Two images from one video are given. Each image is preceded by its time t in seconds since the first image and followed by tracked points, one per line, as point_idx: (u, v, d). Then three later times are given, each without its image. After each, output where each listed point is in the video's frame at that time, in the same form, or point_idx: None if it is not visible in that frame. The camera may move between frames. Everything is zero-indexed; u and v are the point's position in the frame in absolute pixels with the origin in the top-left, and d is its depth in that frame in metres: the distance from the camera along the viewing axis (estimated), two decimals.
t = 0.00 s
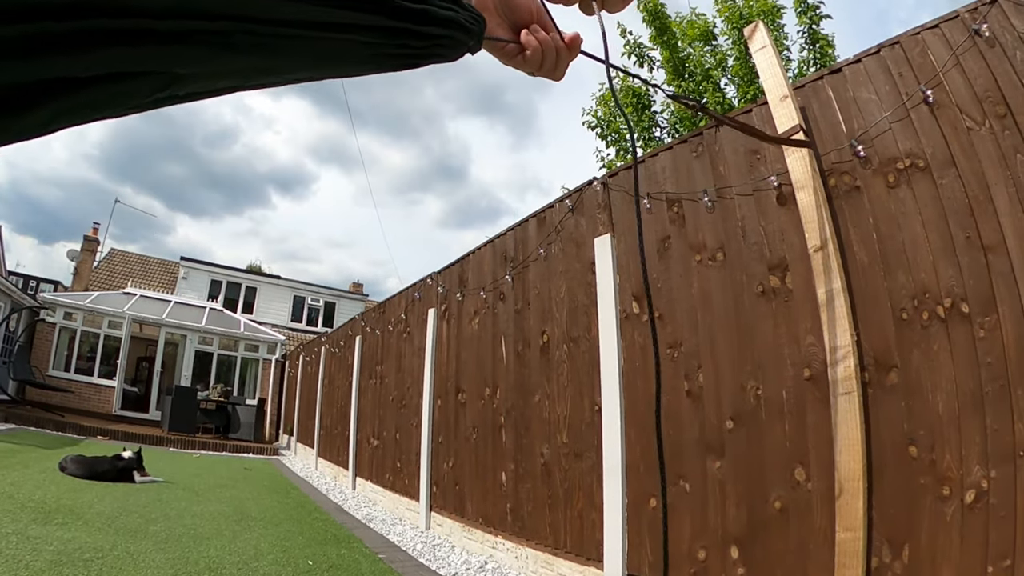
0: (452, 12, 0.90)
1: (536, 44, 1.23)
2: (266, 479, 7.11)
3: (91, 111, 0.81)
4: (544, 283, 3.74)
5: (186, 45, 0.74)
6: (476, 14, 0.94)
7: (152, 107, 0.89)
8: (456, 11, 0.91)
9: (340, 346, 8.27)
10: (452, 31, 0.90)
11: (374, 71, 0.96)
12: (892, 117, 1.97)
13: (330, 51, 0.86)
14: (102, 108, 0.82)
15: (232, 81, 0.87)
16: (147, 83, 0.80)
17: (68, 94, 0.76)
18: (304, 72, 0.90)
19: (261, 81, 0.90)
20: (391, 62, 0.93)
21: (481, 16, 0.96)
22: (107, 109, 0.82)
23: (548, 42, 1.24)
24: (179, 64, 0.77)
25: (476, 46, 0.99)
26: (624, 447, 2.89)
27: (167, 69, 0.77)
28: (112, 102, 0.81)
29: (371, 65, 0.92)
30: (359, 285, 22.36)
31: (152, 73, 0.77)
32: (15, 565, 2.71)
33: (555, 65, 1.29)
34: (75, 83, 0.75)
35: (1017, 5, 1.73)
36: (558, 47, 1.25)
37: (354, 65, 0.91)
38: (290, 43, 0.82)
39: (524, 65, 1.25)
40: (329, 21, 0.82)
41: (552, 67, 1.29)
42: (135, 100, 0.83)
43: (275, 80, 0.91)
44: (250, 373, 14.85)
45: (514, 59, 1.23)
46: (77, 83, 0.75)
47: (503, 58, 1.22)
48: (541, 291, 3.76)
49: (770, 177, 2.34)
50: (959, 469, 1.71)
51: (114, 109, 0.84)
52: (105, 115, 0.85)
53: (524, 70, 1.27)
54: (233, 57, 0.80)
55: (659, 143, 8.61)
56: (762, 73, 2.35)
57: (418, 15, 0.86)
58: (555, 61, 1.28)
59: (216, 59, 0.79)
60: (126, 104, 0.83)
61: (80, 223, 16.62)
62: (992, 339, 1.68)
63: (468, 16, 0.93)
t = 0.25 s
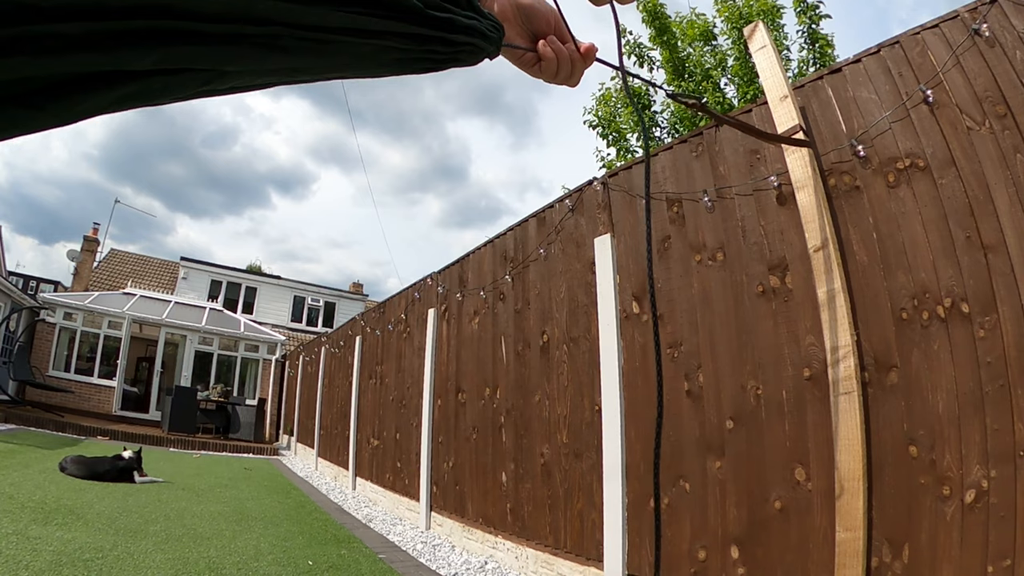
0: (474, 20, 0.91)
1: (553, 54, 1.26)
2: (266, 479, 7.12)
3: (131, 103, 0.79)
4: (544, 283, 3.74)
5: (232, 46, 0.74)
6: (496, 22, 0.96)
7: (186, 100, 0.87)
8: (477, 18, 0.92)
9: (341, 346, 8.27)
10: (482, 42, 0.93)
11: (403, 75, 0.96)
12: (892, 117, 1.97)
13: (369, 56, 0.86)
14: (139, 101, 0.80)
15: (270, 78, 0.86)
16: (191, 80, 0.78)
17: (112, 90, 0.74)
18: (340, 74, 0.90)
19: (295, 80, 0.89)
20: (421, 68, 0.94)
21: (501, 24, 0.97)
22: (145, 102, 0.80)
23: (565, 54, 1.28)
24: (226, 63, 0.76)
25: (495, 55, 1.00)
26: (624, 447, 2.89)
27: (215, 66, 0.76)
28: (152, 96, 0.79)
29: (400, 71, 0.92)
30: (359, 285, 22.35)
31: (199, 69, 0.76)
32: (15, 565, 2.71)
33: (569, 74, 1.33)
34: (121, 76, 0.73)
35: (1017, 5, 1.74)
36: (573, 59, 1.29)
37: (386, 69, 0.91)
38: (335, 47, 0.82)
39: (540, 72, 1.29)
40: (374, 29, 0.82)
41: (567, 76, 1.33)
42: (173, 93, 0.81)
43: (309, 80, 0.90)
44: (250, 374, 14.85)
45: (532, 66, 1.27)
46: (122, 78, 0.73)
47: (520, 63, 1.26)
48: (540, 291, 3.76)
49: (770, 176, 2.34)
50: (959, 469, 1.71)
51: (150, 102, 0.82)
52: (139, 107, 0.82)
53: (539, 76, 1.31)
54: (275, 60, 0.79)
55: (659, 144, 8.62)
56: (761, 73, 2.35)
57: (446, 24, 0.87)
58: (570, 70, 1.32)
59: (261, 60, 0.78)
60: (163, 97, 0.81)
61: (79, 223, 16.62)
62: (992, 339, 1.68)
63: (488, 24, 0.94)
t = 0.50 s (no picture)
0: (495, 30, 0.93)
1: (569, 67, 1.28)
2: (267, 479, 7.12)
3: (165, 101, 0.78)
4: (543, 283, 3.74)
5: (272, 46, 0.74)
6: (516, 33, 0.98)
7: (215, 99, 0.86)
8: (498, 29, 0.94)
9: (341, 346, 8.27)
10: (502, 49, 0.94)
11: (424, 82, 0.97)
12: (892, 117, 1.97)
13: (397, 64, 0.87)
14: (172, 99, 0.78)
15: (301, 80, 0.85)
16: (226, 79, 0.77)
17: (149, 88, 0.72)
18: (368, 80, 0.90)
19: (324, 83, 0.90)
20: (442, 77, 0.94)
21: (520, 35, 0.99)
22: (178, 100, 0.79)
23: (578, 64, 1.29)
24: (264, 63, 0.76)
25: (512, 66, 1.02)
26: (624, 447, 2.89)
27: (252, 66, 0.76)
28: (186, 94, 0.78)
29: (425, 78, 0.93)
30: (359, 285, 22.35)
31: (238, 68, 0.75)
32: (15, 565, 2.71)
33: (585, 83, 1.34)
34: (162, 74, 0.71)
35: (1016, 5, 1.74)
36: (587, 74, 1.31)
37: (409, 77, 0.91)
38: (366, 54, 0.82)
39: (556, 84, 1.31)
40: (404, 36, 0.82)
41: (584, 89, 1.35)
42: (206, 92, 0.80)
43: (337, 83, 0.91)
44: (251, 374, 14.85)
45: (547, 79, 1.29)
46: (162, 75, 0.72)
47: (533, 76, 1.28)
48: (540, 291, 3.76)
49: (770, 176, 2.34)
50: (958, 468, 1.71)
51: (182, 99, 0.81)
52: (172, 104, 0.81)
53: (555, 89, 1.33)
54: (311, 61, 0.79)
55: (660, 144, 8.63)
56: (761, 73, 2.35)
57: (470, 33, 0.89)
58: (587, 83, 1.33)
59: (298, 61, 0.78)
60: (194, 95, 0.80)
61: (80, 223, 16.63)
62: (992, 339, 1.68)
63: (509, 35, 0.96)
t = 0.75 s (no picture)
0: (475, 44, 0.92)
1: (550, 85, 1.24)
2: (266, 480, 7.12)
3: (150, 121, 0.83)
4: (544, 283, 3.74)
5: (242, 66, 0.77)
6: (497, 45, 0.96)
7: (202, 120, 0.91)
8: (478, 44, 0.93)
9: (340, 346, 8.27)
10: (482, 63, 0.93)
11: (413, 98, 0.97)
12: (892, 117, 1.97)
13: (378, 80, 0.88)
14: (157, 119, 0.84)
15: (282, 101, 0.89)
16: (204, 101, 0.81)
17: (133, 109, 0.77)
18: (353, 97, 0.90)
19: (304, 102, 0.90)
20: (425, 92, 0.94)
21: (501, 47, 0.98)
22: (163, 120, 0.84)
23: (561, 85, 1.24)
24: (237, 83, 0.79)
25: (495, 79, 0.99)
26: (624, 447, 2.89)
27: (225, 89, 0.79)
28: (168, 115, 0.83)
29: (405, 94, 0.92)
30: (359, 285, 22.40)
31: (212, 90, 0.79)
32: (15, 565, 2.72)
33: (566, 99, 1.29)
34: (141, 96, 0.76)
35: (1016, 5, 1.74)
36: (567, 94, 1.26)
37: (392, 93, 0.91)
38: (345, 71, 0.83)
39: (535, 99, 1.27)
40: (384, 52, 0.83)
41: (565, 105, 1.29)
42: (188, 114, 0.85)
43: (318, 102, 0.91)
44: (250, 374, 14.86)
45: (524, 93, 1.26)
46: (141, 97, 0.76)
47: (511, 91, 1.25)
48: (540, 291, 3.76)
49: (770, 176, 2.34)
50: (959, 468, 1.71)
51: (169, 120, 0.86)
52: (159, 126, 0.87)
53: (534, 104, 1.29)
54: (287, 82, 0.81)
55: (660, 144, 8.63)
56: (761, 73, 2.35)
57: (450, 47, 0.89)
58: (568, 100, 1.28)
59: (274, 83, 0.80)
60: (180, 116, 0.85)
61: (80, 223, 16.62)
62: (992, 338, 1.68)
63: (489, 48, 0.95)
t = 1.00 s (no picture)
0: (462, 43, 0.89)
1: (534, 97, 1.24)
2: (266, 480, 7.12)
3: (144, 126, 0.84)
4: (544, 283, 3.74)
5: (230, 71, 0.76)
6: (484, 42, 0.93)
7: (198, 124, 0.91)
8: (464, 43, 0.90)
9: (340, 347, 8.27)
10: (472, 57, 0.90)
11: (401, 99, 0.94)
12: (892, 117, 1.97)
13: (365, 84, 0.86)
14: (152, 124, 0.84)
15: (274, 104, 0.88)
16: (193, 105, 0.81)
17: (125, 112, 0.78)
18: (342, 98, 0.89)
19: (295, 104, 0.89)
20: (414, 91, 0.90)
21: (488, 44, 0.94)
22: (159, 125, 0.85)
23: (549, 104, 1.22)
24: (226, 89, 0.78)
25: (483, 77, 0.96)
26: (624, 447, 2.89)
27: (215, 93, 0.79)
28: (161, 120, 0.83)
29: (391, 95, 0.89)
30: (359, 285, 22.40)
31: (200, 95, 0.78)
32: (15, 565, 2.72)
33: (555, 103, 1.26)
34: (131, 102, 0.77)
35: (1016, 4, 1.74)
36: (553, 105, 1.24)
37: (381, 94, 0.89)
38: (329, 73, 0.81)
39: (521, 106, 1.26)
40: (370, 55, 0.81)
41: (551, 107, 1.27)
42: (181, 119, 0.85)
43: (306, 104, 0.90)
44: (250, 374, 14.86)
45: (508, 99, 1.25)
46: (131, 104, 0.77)
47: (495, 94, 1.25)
48: (540, 291, 3.76)
49: (770, 176, 2.34)
50: (959, 468, 1.71)
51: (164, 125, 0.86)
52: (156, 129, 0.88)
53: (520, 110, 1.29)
54: (274, 86, 0.80)
55: (660, 144, 8.64)
56: (761, 73, 2.35)
57: (437, 48, 0.86)
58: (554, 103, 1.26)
59: (261, 86, 0.80)
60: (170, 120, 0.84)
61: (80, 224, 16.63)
62: (993, 338, 1.68)
63: (475, 45, 0.91)
